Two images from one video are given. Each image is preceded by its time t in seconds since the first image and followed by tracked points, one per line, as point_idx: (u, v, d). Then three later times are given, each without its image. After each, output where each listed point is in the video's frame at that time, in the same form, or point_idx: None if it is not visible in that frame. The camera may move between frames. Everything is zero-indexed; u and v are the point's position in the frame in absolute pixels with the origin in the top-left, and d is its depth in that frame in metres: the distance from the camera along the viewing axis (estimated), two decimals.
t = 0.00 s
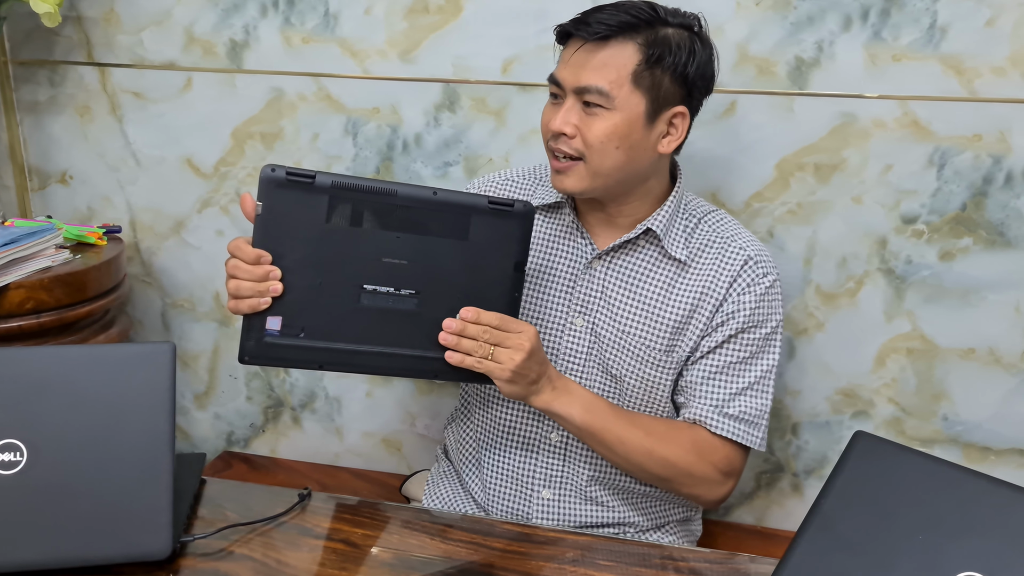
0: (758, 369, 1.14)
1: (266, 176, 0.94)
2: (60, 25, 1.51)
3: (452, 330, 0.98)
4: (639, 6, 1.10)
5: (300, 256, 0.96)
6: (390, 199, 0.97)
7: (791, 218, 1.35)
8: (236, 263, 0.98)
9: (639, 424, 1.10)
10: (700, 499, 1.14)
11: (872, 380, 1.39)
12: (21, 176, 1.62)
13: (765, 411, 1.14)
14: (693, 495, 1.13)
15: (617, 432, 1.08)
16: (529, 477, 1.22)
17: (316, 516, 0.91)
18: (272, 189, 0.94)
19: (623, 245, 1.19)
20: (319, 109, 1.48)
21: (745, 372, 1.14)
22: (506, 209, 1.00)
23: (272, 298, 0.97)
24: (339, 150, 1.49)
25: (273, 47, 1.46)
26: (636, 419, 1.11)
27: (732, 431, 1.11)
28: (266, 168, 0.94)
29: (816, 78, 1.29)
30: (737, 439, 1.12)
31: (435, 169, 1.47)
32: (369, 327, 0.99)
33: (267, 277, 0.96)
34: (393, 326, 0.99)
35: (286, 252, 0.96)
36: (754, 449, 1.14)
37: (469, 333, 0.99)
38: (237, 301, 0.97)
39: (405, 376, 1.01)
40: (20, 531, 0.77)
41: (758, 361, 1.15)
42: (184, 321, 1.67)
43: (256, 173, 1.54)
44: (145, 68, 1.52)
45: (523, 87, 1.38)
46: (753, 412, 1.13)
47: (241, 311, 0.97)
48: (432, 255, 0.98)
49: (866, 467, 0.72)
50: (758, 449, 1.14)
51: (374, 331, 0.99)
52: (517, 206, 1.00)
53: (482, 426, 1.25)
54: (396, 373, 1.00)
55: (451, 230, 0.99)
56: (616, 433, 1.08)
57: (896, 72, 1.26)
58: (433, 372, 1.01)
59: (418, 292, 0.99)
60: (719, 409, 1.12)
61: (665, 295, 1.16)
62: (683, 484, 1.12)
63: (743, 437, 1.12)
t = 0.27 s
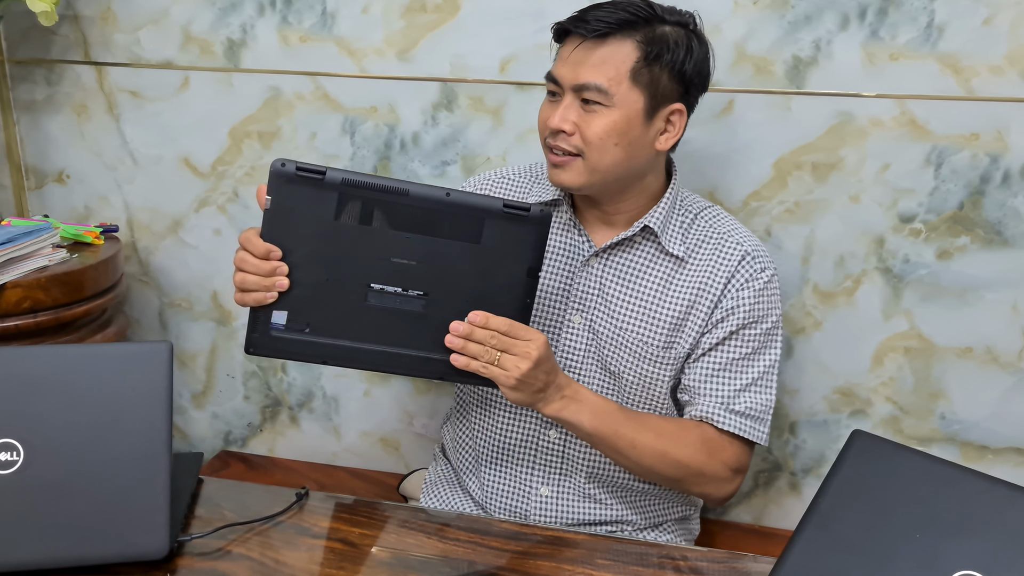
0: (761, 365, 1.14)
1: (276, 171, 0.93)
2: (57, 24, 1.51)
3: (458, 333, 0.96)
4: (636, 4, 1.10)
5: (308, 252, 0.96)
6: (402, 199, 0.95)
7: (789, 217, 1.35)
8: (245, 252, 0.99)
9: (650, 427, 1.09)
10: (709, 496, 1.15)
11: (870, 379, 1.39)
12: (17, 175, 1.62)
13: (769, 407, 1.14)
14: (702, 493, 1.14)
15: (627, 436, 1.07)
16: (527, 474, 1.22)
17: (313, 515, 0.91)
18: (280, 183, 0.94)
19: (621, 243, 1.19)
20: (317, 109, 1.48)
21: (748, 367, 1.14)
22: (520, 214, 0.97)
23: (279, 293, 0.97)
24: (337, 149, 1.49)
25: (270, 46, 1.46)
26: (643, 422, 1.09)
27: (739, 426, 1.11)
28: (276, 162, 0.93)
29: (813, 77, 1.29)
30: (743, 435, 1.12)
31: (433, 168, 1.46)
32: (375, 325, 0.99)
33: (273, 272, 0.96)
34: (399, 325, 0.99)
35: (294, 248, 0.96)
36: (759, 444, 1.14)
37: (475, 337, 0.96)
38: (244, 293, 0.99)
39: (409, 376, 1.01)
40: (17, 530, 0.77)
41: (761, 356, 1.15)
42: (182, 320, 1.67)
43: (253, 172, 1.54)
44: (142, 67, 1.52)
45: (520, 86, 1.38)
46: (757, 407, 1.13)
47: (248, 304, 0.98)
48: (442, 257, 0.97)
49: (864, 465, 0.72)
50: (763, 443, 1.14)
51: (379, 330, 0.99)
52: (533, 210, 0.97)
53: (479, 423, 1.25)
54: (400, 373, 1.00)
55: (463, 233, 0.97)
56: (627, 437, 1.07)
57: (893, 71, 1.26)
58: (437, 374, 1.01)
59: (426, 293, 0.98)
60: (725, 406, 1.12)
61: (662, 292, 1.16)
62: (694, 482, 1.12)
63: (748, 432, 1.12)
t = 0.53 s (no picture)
0: (763, 361, 1.14)
1: (278, 172, 0.94)
2: (53, 24, 1.51)
3: (468, 335, 0.95)
4: (633, 3, 1.11)
5: (314, 252, 0.96)
6: (408, 200, 0.93)
7: (785, 217, 1.35)
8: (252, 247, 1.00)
9: (665, 426, 1.08)
10: (717, 494, 1.15)
11: (866, 379, 1.40)
12: (14, 176, 1.62)
13: (774, 403, 1.14)
14: (710, 491, 1.14)
15: (641, 436, 1.06)
16: (524, 474, 1.22)
17: (309, 515, 0.91)
18: (285, 183, 0.94)
19: (618, 241, 1.19)
20: (313, 109, 1.47)
21: (751, 364, 1.14)
22: (533, 216, 0.94)
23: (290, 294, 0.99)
24: (334, 150, 1.49)
25: (267, 46, 1.46)
26: (654, 423, 1.08)
27: (744, 423, 1.11)
28: (277, 164, 0.94)
29: (809, 78, 1.29)
30: (750, 431, 1.11)
31: (429, 169, 1.46)
32: (384, 325, 0.98)
33: (284, 275, 0.97)
34: (408, 326, 0.98)
35: (300, 248, 0.97)
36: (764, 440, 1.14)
37: (485, 339, 0.95)
38: (254, 292, 0.99)
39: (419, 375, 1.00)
40: (12, 531, 0.77)
41: (762, 353, 1.15)
42: (178, 321, 1.67)
43: (250, 172, 1.54)
44: (138, 67, 1.52)
45: (517, 86, 1.38)
46: (763, 403, 1.13)
47: (260, 302, 0.99)
48: (451, 259, 0.95)
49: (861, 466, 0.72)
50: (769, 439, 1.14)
51: (388, 330, 0.99)
52: (547, 211, 0.94)
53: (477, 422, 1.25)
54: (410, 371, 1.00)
55: (472, 235, 0.94)
56: (641, 437, 1.06)
57: (889, 71, 1.26)
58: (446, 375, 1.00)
59: (434, 295, 0.96)
60: (732, 403, 1.11)
61: (659, 290, 1.16)
62: (706, 480, 1.12)
63: (754, 428, 1.11)
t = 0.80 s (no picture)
0: (759, 362, 1.15)
1: (268, 193, 0.93)
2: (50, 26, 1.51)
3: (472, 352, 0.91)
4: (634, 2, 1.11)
5: (318, 264, 0.97)
6: (395, 226, 0.89)
7: (782, 218, 1.36)
8: (262, 256, 0.99)
9: (681, 434, 1.07)
10: (718, 496, 1.15)
11: (863, 380, 1.40)
12: (11, 177, 1.62)
13: (770, 403, 1.14)
14: (715, 493, 1.14)
15: (657, 446, 1.05)
16: (521, 475, 1.23)
17: (306, 516, 0.91)
18: (279, 209, 0.93)
19: (613, 243, 1.19)
20: (311, 110, 1.48)
21: (747, 365, 1.14)
22: (523, 250, 0.85)
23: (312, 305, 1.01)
24: (331, 151, 1.49)
25: (264, 47, 1.46)
26: (666, 432, 1.06)
27: (744, 424, 1.11)
28: (269, 185, 0.93)
29: (806, 79, 1.29)
30: (749, 431, 1.12)
31: (427, 170, 1.46)
32: (398, 339, 0.98)
33: (303, 291, 0.99)
34: (415, 338, 0.97)
35: (305, 259, 0.97)
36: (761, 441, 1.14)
37: (490, 358, 0.91)
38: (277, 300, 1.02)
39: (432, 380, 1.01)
40: (11, 531, 0.77)
41: (757, 354, 1.15)
42: (176, 322, 1.67)
43: (247, 173, 1.54)
44: (136, 68, 1.52)
45: (514, 87, 1.38)
46: (760, 403, 1.13)
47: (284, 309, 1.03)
48: (444, 285, 0.90)
49: (858, 467, 0.73)
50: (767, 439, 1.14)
51: (397, 338, 0.98)
52: (537, 245, 0.84)
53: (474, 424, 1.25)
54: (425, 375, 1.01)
55: (462, 264, 0.88)
56: (657, 447, 1.05)
57: (885, 72, 1.26)
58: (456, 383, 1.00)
59: (435, 314, 0.93)
60: (731, 404, 1.12)
61: (654, 292, 1.17)
62: (715, 483, 1.12)
63: (752, 429, 1.12)
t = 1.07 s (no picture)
0: (757, 363, 1.14)
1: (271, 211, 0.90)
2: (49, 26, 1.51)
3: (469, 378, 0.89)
4: (638, 4, 1.10)
5: (330, 275, 0.95)
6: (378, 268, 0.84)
7: (780, 218, 1.36)
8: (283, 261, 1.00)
9: (689, 454, 1.07)
10: (722, 496, 1.18)
11: (861, 379, 1.40)
12: (10, 178, 1.62)
13: (767, 403, 1.14)
14: (718, 497, 1.17)
15: (665, 465, 1.06)
16: (520, 475, 1.22)
17: (307, 517, 0.91)
18: (280, 227, 0.90)
19: (610, 242, 1.19)
20: (310, 111, 1.48)
21: (746, 365, 1.14)
22: (492, 327, 0.76)
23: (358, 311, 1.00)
24: (330, 151, 1.49)
25: (264, 47, 1.46)
26: (669, 447, 1.06)
27: (744, 426, 1.11)
28: (272, 203, 0.90)
29: (804, 79, 1.29)
30: (746, 432, 1.12)
31: (426, 170, 1.47)
32: (410, 343, 0.98)
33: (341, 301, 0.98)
34: (425, 349, 0.95)
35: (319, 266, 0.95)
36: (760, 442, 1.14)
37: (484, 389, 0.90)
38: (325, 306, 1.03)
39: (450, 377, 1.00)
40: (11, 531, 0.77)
41: (756, 355, 1.15)
42: (175, 322, 1.67)
43: (247, 174, 1.55)
44: (135, 69, 1.52)
45: (513, 88, 1.39)
46: (759, 403, 1.13)
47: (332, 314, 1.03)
48: (433, 325, 0.85)
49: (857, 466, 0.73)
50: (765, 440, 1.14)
51: (411, 343, 0.97)
52: (506, 325, 0.75)
53: (474, 424, 1.26)
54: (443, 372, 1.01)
55: (443, 316, 0.82)
56: (665, 466, 1.06)
57: (883, 72, 1.26)
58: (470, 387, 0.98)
59: (435, 340, 0.90)
60: (730, 405, 1.12)
61: (651, 291, 1.17)
62: (725, 485, 1.13)
63: (751, 430, 1.12)
